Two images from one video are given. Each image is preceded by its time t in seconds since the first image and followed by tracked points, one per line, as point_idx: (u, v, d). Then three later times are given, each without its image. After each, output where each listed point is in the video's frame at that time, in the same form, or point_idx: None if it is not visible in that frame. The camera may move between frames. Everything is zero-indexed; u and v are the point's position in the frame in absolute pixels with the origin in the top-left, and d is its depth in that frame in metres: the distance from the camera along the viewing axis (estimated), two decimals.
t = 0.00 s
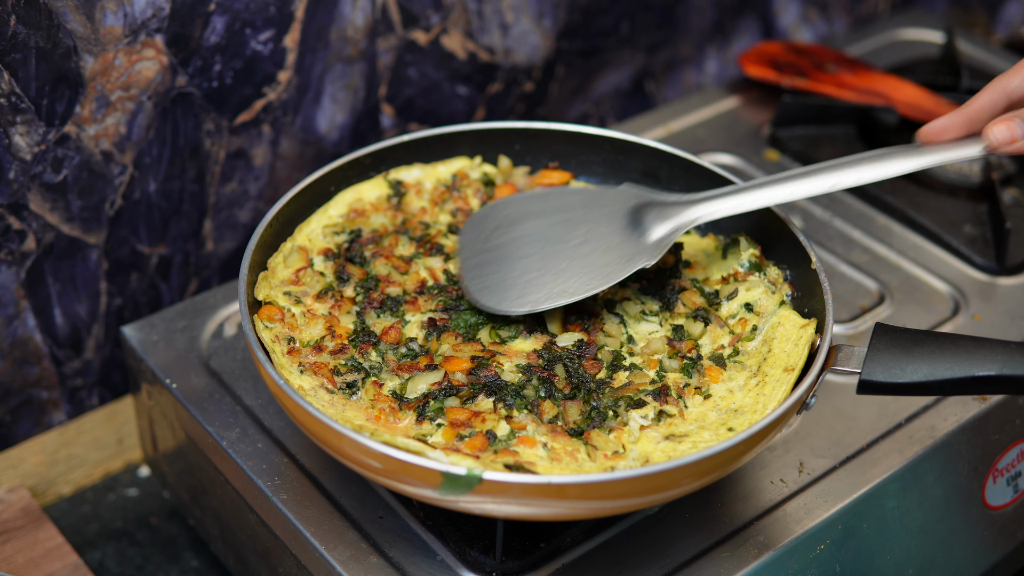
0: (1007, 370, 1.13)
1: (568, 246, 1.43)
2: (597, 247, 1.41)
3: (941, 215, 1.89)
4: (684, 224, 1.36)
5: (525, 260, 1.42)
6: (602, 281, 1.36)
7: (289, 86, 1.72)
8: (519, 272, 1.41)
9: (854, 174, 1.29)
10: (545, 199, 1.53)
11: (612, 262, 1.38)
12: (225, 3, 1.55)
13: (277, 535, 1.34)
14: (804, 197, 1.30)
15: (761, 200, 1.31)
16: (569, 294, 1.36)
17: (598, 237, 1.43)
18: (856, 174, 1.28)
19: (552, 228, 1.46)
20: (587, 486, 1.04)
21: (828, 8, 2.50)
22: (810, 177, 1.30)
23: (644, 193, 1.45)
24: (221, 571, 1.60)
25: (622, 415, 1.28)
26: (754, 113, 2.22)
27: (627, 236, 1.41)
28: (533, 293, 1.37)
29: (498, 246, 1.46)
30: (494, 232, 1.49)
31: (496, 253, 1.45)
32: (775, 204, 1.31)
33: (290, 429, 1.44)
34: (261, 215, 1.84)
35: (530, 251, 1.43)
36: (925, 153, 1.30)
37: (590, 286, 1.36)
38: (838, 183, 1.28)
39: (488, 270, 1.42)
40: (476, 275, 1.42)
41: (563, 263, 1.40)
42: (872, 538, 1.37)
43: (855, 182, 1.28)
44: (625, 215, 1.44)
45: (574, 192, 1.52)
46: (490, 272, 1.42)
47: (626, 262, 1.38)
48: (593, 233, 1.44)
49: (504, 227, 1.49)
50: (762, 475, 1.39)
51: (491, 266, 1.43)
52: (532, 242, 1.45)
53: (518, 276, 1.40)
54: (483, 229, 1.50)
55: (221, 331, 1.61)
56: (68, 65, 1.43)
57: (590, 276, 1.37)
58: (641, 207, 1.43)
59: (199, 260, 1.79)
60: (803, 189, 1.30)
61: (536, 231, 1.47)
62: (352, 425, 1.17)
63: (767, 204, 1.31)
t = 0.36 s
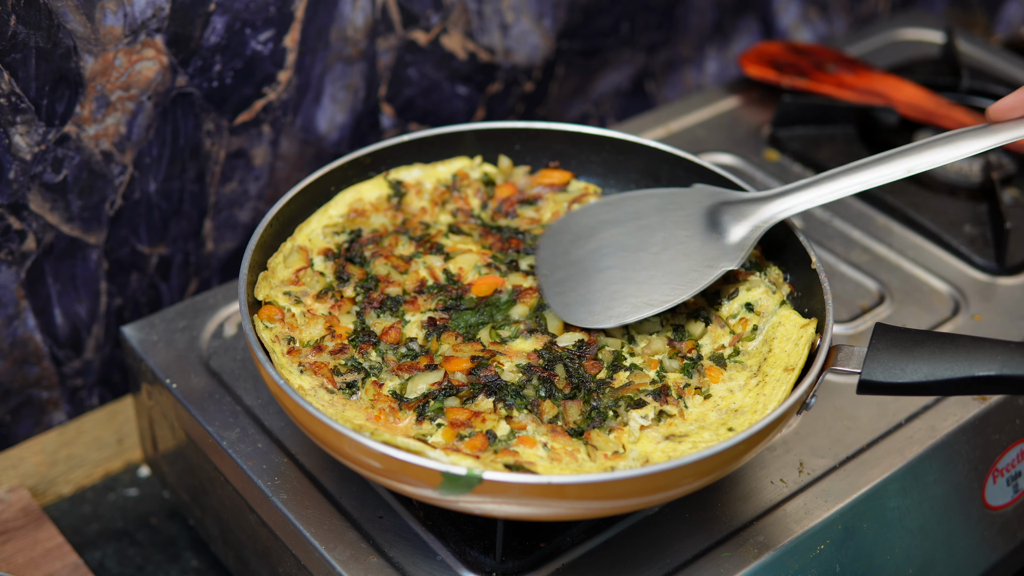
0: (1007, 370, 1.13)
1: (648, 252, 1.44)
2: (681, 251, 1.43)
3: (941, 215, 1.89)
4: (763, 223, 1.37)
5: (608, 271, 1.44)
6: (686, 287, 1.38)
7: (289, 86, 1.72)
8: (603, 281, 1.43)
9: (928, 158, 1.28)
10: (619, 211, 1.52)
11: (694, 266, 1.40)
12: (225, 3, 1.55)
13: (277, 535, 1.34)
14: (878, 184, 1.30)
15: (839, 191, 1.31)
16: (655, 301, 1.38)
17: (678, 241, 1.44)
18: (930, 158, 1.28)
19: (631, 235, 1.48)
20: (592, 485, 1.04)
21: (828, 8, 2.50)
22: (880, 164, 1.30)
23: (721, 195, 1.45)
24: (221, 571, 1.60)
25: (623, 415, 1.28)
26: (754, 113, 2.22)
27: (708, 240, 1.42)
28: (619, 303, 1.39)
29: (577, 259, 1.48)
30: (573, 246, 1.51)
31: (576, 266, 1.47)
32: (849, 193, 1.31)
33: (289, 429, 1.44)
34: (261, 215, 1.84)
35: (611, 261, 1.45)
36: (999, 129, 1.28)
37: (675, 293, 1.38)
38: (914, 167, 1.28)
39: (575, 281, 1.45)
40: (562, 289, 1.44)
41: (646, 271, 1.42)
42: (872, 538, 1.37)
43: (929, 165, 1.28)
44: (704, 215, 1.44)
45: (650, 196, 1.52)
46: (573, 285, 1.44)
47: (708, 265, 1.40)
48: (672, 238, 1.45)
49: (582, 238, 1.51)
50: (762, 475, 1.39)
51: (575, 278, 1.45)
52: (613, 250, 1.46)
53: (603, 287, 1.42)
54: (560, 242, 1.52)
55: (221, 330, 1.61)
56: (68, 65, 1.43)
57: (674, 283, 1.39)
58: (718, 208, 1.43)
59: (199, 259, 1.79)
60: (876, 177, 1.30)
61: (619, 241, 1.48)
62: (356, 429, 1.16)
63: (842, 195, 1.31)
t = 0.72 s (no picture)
0: (1007, 370, 1.13)
1: (694, 254, 1.42)
2: (727, 254, 1.40)
3: (941, 215, 1.89)
4: (810, 218, 1.34)
5: (655, 276, 1.42)
6: (736, 286, 1.35)
7: (289, 86, 1.72)
8: (650, 287, 1.41)
9: (975, 141, 1.26)
10: (661, 215, 1.51)
11: (743, 265, 1.37)
12: (225, 3, 1.55)
13: (277, 535, 1.34)
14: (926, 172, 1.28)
15: (889, 180, 1.28)
16: (704, 303, 1.35)
17: (724, 242, 1.41)
18: (978, 139, 1.26)
19: (677, 239, 1.46)
20: (593, 486, 1.04)
21: (828, 8, 2.50)
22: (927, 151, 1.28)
23: (763, 190, 1.42)
24: (221, 571, 1.60)
25: (623, 415, 1.28)
26: (754, 113, 2.21)
27: (754, 239, 1.39)
28: (667, 310, 1.36)
29: (620, 266, 1.47)
30: (617, 255, 1.49)
31: (620, 273, 1.45)
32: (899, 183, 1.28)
33: (289, 429, 1.44)
34: (261, 215, 1.84)
35: (657, 266, 1.43)
36: None
37: (726, 294, 1.35)
38: (963, 152, 1.26)
39: (622, 289, 1.43)
40: (607, 300, 1.42)
41: (694, 273, 1.39)
42: (871, 538, 1.37)
43: (978, 147, 1.26)
44: (749, 212, 1.42)
45: (692, 195, 1.50)
46: (619, 293, 1.42)
47: (757, 263, 1.36)
48: (718, 238, 1.42)
49: (624, 245, 1.50)
50: (762, 475, 1.39)
51: (620, 287, 1.43)
52: (659, 255, 1.45)
53: (650, 290, 1.40)
54: (605, 248, 1.51)
55: (220, 330, 1.61)
56: (68, 65, 1.43)
57: (724, 285, 1.36)
58: (762, 206, 1.41)
59: (199, 259, 1.79)
60: (924, 165, 1.28)
61: (663, 246, 1.46)
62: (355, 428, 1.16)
63: (892, 185, 1.28)
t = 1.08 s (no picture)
0: (1007, 370, 1.13)
1: (664, 342, 1.30)
2: (699, 342, 1.29)
3: (941, 216, 1.89)
4: (785, 309, 1.25)
5: (622, 364, 1.29)
6: (710, 381, 1.25)
7: (289, 86, 1.72)
8: (618, 374, 1.29)
9: (955, 237, 1.21)
10: (626, 298, 1.38)
11: (716, 359, 1.27)
12: (225, 3, 1.55)
13: (277, 535, 1.34)
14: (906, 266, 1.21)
15: (868, 274, 1.21)
16: (677, 399, 1.25)
17: (696, 331, 1.31)
18: (956, 236, 1.21)
19: (645, 325, 1.33)
20: (593, 486, 1.04)
21: (828, 8, 2.50)
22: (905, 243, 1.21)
23: (736, 280, 1.33)
24: (221, 571, 1.60)
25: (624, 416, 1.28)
26: (754, 113, 2.21)
27: (727, 328, 1.30)
28: (638, 400, 1.26)
29: (586, 350, 1.33)
30: (580, 335, 1.36)
31: (587, 357, 1.32)
32: (877, 276, 1.21)
33: (289, 429, 1.44)
34: (261, 215, 1.84)
35: (626, 351, 1.31)
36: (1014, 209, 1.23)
37: (698, 390, 1.25)
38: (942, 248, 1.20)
39: (586, 376, 1.30)
40: (574, 385, 1.30)
41: (663, 366, 1.28)
42: (871, 538, 1.37)
43: (956, 244, 1.20)
44: (721, 303, 1.32)
45: (659, 283, 1.38)
46: (585, 378, 1.30)
47: (731, 357, 1.27)
48: (689, 327, 1.31)
49: (591, 328, 1.36)
50: (762, 475, 1.39)
51: (587, 372, 1.30)
52: (627, 341, 1.32)
53: (618, 380, 1.28)
54: (568, 332, 1.38)
55: (220, 330, 1.61)
56: (68, 65, 1.43)
57: (696, 377, 1.27)
58: (736, 296, 1.31)
59: (199, 259, 1.79)
60: (903, 258, 1.21)
61: (629, 331, 1.33)
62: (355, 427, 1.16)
63: (870, 278, 1.21)
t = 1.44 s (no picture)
0: (1007, 370, 1.14)
1: (576, 352, 1.19)
2: (612, 354, 1.20)
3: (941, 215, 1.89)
4: (701, 317, 1.20)
5: (533, 374, 1.16)
6: (626, 396, 1.15)
7: (289, 86, 1.72)
8: (525, 393, 1.15)
9: (880, 240, 1.18)
10: (534, 303, 1.25)
11: (630, 374, 1.17)
12: (225, 3, 1.55)
13: (277, 535, 1.34)
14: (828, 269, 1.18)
15: (787, 277, 1.17)
16: (590, 414, 1.13)
17: (610, 339, 1.21)
18: (883, 238, 1.18)
19: (553, 332, 1.22)
20: (593, 486, 1.04)
21: (828, 8, 2.50)
22: (830, 246, 1.18)
23: (650, 281, 1.26)
24: (221, 571, 1.60)
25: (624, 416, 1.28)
26: (754, 113, 2.21)
27: (641, 338, 1.21)
28: (546, 416, 1.12)
29: (489, 362, 1.19)
30: (486, 345, 1.21)
31: (490, 372, 1.17)
32: (798, 278, 1.17)
33: (289, 429, 1.44)
34: (261, 215, 1.84)
35: (535, 368, 1.17)
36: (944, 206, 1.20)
37: (614, 405, 1.14)
38: (866, 251, 1.17)
39: (493, 394, 1.15)
40: (474, 397, 1.15)
41: (575, 377, 1.16)
42: (871, 538, 1.37)
43: (883, 247, 1.18)
44: (634, 305, 1.24)
45: (568, 285, 1.27)
46: (488, 392, 1.15)
47: (644, 372, 1.18)
48: (602, 334, 1.22)
49: (493, 339, 1.22)
50: (762, 475, 1.39)
51: (491, 388, 1.15)
52: (535, 351, 1.19)
53: (528, 390, 1.15)
54: (472, 339, 1.23)
55: (220, 330, 1.61)
56: (68, 65, 1.43)
57: (610, 392, 1.15)
58: (650, 300, 1.24)
59: (199, 259, 1.79)
60: (827, 260, 1.17)
61: (538, 339, 1.21)
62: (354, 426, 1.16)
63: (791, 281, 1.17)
